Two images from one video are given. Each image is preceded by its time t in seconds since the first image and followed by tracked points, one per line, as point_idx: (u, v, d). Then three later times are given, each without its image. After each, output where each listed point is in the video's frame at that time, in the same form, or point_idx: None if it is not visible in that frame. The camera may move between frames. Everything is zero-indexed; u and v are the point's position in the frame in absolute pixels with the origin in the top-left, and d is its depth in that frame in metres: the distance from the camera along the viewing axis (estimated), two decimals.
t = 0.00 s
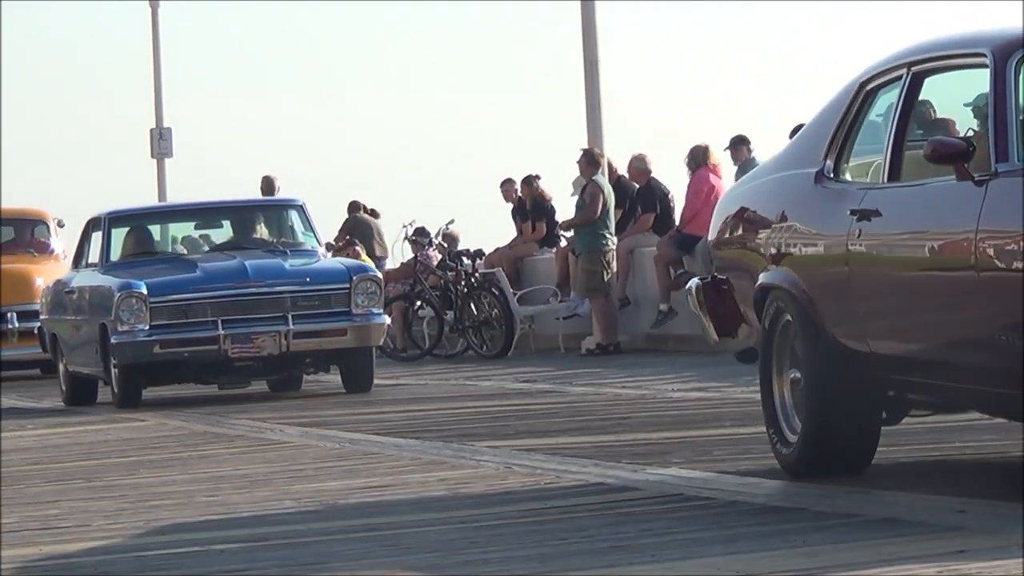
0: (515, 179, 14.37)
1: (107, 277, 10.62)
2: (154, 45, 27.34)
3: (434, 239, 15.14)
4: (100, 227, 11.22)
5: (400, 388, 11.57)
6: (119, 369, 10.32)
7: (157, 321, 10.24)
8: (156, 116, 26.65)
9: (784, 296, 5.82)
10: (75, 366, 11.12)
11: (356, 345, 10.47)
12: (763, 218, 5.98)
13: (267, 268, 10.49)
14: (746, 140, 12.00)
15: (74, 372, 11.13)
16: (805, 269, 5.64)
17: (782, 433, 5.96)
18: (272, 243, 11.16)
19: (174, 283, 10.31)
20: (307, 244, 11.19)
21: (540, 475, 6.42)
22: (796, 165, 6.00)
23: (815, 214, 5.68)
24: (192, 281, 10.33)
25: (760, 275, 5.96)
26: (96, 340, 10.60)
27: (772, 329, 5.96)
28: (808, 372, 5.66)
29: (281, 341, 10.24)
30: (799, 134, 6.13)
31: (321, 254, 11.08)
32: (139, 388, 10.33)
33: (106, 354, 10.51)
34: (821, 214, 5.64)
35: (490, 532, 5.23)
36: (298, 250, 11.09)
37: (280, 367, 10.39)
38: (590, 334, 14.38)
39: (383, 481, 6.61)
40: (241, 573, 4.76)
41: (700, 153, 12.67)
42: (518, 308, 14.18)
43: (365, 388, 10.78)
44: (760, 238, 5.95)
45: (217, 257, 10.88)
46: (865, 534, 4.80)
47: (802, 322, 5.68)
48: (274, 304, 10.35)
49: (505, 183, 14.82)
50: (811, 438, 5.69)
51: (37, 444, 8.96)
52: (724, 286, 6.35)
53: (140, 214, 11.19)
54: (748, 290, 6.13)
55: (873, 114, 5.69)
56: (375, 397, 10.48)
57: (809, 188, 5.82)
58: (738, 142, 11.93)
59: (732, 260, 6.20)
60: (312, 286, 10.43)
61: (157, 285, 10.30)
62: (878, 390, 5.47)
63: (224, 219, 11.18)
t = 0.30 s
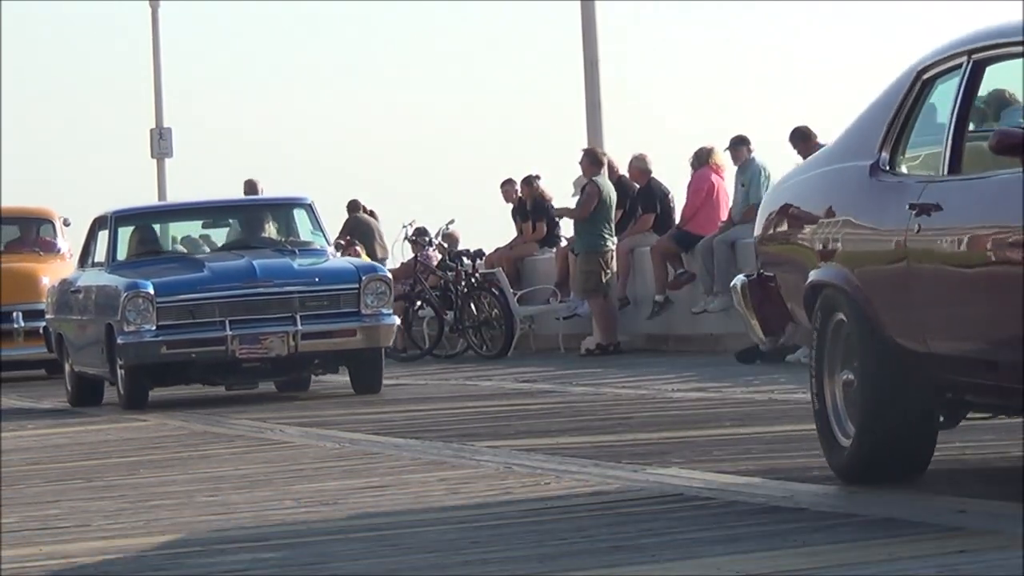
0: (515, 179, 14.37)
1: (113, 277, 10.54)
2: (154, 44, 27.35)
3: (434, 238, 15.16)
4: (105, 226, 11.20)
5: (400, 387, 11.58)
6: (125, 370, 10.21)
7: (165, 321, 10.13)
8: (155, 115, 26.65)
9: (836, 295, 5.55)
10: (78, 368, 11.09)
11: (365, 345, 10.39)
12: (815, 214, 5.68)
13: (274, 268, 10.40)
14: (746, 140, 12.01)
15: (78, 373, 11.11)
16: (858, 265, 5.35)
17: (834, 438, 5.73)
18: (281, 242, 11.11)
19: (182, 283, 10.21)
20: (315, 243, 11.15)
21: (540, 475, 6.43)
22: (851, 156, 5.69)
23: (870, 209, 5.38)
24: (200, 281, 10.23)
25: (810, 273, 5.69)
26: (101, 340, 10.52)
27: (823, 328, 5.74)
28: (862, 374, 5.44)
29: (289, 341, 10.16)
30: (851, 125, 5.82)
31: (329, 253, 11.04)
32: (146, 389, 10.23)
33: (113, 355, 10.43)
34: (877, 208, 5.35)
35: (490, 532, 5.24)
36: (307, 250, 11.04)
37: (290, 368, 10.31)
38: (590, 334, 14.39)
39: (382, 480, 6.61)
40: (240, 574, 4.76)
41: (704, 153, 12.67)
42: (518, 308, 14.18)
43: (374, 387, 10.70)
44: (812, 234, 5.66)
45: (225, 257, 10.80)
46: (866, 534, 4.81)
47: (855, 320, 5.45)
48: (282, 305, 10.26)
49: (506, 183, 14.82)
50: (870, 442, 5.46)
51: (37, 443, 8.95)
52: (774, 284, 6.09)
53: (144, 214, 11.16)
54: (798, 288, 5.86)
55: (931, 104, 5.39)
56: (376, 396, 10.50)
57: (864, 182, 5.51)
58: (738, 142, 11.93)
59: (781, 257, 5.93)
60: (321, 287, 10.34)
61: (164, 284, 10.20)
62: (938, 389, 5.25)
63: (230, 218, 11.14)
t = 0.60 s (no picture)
0: (515, 179, 14.37)
1: (121, 277, 10.36)
2: (154, 44, 27.37)
3: (434, 238, 15.17)
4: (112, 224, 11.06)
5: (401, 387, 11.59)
6: (133, 371, 10.06)
7: (173, 321, 9.97)
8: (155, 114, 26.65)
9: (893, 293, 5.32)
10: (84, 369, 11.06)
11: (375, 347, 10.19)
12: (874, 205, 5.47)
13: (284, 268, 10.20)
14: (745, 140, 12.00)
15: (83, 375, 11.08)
16: (915, 260, 5.13)
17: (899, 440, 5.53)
18: (289, 241, 10.93)
19: (191, 283, 10.03)
20: (324, 242, 10.97)
21: (541, 475, 6.43)
22: (909, 148, 5.47)
23: (930, 199, 5.16)
24: (209, 281, 10.05)
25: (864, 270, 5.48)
26: (109, 340, 10.37)
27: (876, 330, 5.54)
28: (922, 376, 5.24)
29: (299, 343, 9.96)
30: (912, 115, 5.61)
31: (337, 252, 10.87)
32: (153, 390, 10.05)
33: (120, 356, 10.26)
34: (934, 203, 5.13)
35: (490, 532, 5.24)
36: (316, 248, 10.88)
37: (299, 369, 10.15)
38: (590, 334, 14.39)
39: (381, 480, 6.62)
40: (240, 574, 4.76)
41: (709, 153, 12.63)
42: (518, 308, 14.16)
43: (385, 389, 10.46)
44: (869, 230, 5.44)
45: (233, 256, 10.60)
46: (866, 534, 4.81)
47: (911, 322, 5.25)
48: (293, 305, 10.06)
49: (507, 182, 14.82)
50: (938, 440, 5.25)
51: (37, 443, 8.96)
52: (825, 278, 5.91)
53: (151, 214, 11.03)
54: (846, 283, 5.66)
55: (993, 95, 5.18)
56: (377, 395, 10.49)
57: (923, 173, 5.29)
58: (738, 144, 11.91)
59: (831, 254, 5.74)
60: (332, 287, 10.15)
61: (172, 284, 10.03)
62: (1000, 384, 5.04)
63: (238, 217, 10.97)
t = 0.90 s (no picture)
0: (515, 178, 14.39)
1: (127, 277, 10.20)
2: (154, 45, 27.38)
3: (434, 238, 15.19)
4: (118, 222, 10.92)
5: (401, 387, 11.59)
6: (140, 372, 9.92)
7: (181, 321, 9.81)
8: (155, 113, 26.66)
9: (950, 289, 5.06)
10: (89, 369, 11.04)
11: (387, 346, 10.05)
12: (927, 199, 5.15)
13: (294, 267, 10.05)
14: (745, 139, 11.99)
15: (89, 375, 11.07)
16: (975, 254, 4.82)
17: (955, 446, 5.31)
18: (298, 241, 10.81)
19: (199, 283, 9.87)
20: (334, 241, 10.84)
21: (541, 475, 6.43)
22: (968, 138, 5.14)
23: (987, 192, 4.84)
24: (218, 280, 9.90)
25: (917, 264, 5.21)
26: (115, 341, 10.22)
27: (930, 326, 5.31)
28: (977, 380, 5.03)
29: (309, 344, 9.84)
30: (965, 109, 5.30)
31: (348, 252, 10.74)
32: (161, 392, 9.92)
33: (127, 357, 10.12)
34: (991, 196, 4.81)
35: (491, 532, 5.24)
36: (326, 246, 10.75)
37: (309, 370, 9.99)
38: (590, 334, 14.39)
39: (380, 480, 6.61)
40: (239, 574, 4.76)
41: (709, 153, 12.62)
42: (518, 308, 14.16)
43: (395, 389, 10.35)
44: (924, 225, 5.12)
45: (242, 256, 10.44)
46: (866, 534, 4.81)
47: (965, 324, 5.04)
48: (303, 305, 9.92)
49: (506, 182, 14.82)
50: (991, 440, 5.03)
51: (36, 443, 8.96)
52: (877, 275, 5.63)
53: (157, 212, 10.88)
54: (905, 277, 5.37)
55: None
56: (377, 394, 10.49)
57: (981, 163, 4.97)
58: (737, 142, 11.92)
59: (878, 248, 5.48)
60: (342, 286, 10.01)
61: (180, 284, 9.86)
62: None
63: (246, 214, 10.83)
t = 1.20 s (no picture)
0: (515, 179, 14.39)
1: (136, 277, 10.07)
2: (154, 44, 27.40)
3: (435, 238, 15.19)
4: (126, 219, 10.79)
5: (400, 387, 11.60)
6: (148, 373, 9.84)
7: (190, 322, 9.67)
8: (155, 114, 26.69)
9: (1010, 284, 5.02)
10: (96, 369, 11.02)
11: (401, 347, 9.91)
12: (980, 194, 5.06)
13: (305, 267, 9.90)
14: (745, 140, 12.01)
15: (95, 374, 11.05)
16: None
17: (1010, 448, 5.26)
18: (308, 239, 10.66)
19: (209, 282, 9.73)
20: (344, 239, 10.69)
21: (541, 475, 6.44)
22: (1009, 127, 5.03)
23: None
24: (228, 280, 9.75)
25: (978, 261, 5.17)
26: (123, 340, 10.14)
27: (993, 322, 5.26)
28: None
29: (320, 344, 9.69)
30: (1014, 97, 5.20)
31: (359, 252, 10.58)
32: (170, 394, 9.85)
33: (135, 356, 10.05)
34: None
35: (491, 532, 5.25)
36: (337, 246, 10.59)
37: (319, 371, 9.86)
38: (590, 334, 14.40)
39: (380, 480, 6.62)
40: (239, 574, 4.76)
41: (707, 152, 12.63)
42: (518, 308, 14.16)
43: (406, 391, 10.23)
44: (979, 218, 5.09)
45: (253, 255, 10.30)
46: (866, 534, 4.82)
47: None
48: (314, 305, 9.77)
49: (506, 182, 14.82)
50: None
51: (34, 444, 8.97)
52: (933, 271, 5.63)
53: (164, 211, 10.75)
54: (963, 272, 5.34)
55: None
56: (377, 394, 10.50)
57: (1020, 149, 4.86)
58: (737, 141, 11.93)
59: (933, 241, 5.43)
60: (354, 286, 9.85)
61: (189, 283, 9.73)
62: None
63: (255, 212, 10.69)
